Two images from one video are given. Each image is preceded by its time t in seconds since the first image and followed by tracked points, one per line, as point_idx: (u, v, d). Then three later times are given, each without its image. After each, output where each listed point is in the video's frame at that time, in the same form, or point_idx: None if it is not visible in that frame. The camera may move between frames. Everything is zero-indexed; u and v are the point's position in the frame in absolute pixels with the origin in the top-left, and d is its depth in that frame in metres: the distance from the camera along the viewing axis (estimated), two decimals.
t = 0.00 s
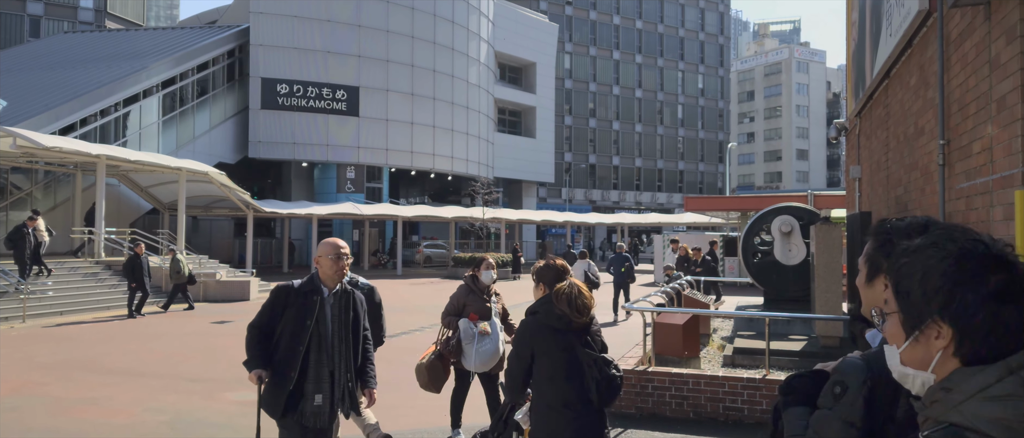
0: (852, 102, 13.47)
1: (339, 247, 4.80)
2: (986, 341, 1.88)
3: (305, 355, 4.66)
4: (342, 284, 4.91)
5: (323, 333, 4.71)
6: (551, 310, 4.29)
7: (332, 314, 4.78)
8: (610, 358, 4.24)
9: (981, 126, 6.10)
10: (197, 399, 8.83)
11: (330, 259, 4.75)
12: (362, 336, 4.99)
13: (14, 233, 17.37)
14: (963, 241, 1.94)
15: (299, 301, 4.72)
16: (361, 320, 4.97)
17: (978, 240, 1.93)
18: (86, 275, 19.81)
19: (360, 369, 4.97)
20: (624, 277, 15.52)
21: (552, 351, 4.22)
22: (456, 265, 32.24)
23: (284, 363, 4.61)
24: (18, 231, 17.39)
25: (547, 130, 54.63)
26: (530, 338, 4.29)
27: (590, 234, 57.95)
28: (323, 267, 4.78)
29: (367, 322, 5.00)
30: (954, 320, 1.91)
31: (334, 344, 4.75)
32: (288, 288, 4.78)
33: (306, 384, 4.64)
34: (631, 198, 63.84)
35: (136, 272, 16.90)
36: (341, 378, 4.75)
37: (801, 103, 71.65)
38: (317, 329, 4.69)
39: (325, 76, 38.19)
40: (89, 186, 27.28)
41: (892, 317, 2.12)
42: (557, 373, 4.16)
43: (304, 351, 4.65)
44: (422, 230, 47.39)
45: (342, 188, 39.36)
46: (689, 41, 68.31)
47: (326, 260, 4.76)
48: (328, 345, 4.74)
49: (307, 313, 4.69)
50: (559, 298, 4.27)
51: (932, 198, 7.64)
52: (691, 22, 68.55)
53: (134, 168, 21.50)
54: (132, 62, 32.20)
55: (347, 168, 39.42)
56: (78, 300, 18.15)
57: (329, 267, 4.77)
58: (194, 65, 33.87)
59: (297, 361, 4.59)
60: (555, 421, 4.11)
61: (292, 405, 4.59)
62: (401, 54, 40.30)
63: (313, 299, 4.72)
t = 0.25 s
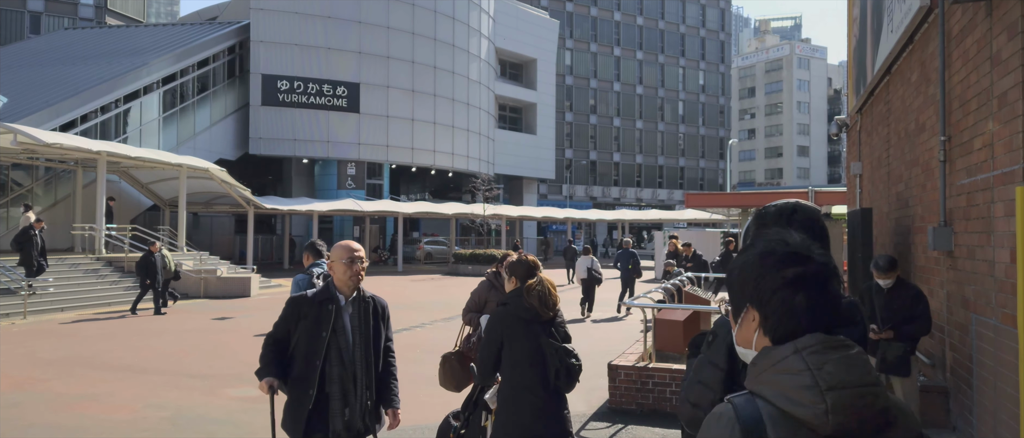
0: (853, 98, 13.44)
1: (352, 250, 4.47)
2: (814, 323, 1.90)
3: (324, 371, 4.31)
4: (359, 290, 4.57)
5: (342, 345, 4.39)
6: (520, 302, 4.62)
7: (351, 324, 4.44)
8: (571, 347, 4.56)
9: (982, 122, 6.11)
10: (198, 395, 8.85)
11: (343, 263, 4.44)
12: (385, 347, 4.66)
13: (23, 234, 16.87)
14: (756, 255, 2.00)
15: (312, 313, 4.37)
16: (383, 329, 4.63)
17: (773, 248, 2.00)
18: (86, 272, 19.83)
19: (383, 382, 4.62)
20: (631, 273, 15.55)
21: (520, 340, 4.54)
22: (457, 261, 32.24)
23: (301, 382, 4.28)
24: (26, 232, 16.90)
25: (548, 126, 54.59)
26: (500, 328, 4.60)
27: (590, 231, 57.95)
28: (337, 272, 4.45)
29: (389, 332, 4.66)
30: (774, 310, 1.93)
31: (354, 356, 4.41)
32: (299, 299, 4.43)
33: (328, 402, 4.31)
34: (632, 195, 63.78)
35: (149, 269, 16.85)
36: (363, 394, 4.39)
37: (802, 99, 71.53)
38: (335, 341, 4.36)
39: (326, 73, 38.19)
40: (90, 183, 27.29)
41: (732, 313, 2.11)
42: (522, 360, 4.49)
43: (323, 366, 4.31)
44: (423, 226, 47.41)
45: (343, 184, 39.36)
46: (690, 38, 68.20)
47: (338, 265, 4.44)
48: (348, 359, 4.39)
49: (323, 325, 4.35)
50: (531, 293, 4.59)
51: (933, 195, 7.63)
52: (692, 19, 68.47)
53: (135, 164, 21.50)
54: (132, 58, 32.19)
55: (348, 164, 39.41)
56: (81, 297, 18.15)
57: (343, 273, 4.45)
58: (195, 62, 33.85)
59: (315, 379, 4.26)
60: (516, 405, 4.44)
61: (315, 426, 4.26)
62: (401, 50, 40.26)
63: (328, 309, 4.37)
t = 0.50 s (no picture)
0: (853, 96, 13.43)
1: (375, 241, 4.53)
2: (715, 310, 2.24)
3: (344, 366, 4.32)
4: (381, 284, 4.62)
5: (363, 341, 4.40)
6: (485, 293, 4.74)
7: (370, 319, 4.47)
8: (533, 333, 4.69)
9: (983, 119, 6.10)
10: (199, 392, 8.87)
11: (366, 256, 4.49)
12: (405, 343, 4.69)
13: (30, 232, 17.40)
14: (669, 255, 2.33)
15: (333, 306, 4.40)
16: (402, 325, 4.67)
17: (682, 246, 2.34)
18: (86, 269, 19.84)
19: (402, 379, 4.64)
20: (637, 270, 15.52)
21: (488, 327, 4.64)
22: (457, 259, 32.24)
23: (320, 379, 4.26)
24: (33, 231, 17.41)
25: (548, 124, 54.56)
26: (469, 316, 4.69)
27: (590, 228, 57.92)
28: (359, 264, 4.51)
29: (409, 327, 4.70)
30: (685, 297, 2.28)
31: (374, 352, 4.44)
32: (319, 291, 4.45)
33: (348, 398, 4.30)
34: (632, 192, 63.75)
35: (161, 267, 17.01)
36: (382, 391, 4.41)
37: (802, 96, 71.47)
38: (356, 336, 4.39)
39: (326, 70, 38.16)
40: (89, 180, 27.30)
41: (660, 301, 2.47)
42: (487, 347, 4.57)
43: (342, 361, 4.31)
44: (424, 223, 47.40)
45: (343, 181, 39.35)
46: (691, 35, 68.03)
47: (361, 256, 4.50)
48: (368, 354, 4.42)
49: (344, 318, 4.38)
50: (497, 285, 4.73)
51: (933, 192, 7.62)
52: (692, 16, 68.39)
53: (135, 161, 21.49)
54: (132, 55, 32.17)
55: (348, 162, 39.39)
56: (82, 294, 18.20)
57: (366, 266, 4.50)
58: (195, 59, 33.83)
59: (335, 374, 4.25)
60: (486, 387, 4.49)
61: (331, 424, 4.23)
62: (402, 47, 40.22)
63: (348, 303, 4.40)
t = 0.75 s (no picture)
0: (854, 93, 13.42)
1: (415, 252, 3.97)
2: (686, 296, 2.37)
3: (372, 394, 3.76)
4: (416, 301, 4.05)
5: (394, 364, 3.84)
6: (456, 284, 5.19)
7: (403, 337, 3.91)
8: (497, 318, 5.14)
9: (983, 117, 6.10)
10: (201, 390, 8.89)
11: (403, 268, 3.92)
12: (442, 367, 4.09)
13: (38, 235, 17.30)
14: (656, 248, 2.47)
15: (363, 322, 3.84)
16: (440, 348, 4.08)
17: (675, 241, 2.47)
18: (88, 267, 19.85)
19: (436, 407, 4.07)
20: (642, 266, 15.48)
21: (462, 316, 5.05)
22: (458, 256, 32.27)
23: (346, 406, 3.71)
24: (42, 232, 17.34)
25: (548, 121, 54.54)
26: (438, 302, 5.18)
27: (591, 226, 57.92)
28: (396, 276, 3.95)
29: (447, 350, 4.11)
30: (663, 287, 2.40)
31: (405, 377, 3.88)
32: (348, 304, 3.92)
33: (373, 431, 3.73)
34: (633, 190, 63.78)
35: (175, 267, 16.89)
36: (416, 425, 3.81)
37: (803, 93, 71.47)
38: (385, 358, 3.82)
39: (326, 68, 38.15)
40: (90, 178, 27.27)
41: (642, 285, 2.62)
42: (457, 333, 4.98)
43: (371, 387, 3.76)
44: (425, 221, 47.43)
45: (343, 179, 39.42)
46: (692, 32, 67.72)
47: (399, 268, 3.94)
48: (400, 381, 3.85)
49: (375, 337, 3.82)
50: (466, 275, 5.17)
51: (934, 190, 7.62)
52: (693, 13, 68.34)
53: (136, 160, 21.48)
54: (132, 54, 32.14)
55: (349, 160, 39.44)
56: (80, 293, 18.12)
57: (403, 279, 3.93)
58: (195, 57, 33.80)
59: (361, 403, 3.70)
60: (461, 369, 4.88)
61: None
62: (402, 45, 40.19)
63: (379, 320, 3.84)
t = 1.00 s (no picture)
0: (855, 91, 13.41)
1: (455, 242, 3.70)
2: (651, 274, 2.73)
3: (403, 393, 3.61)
4: (455, 294, 3.83)
5: (429, 362, 3.67)
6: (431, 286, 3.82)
7: (438, 334, 3.72)
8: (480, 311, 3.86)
9: (985, 114, 6.10)
10: (202, 387, 8.90)
11: (443, 258, 3.67)
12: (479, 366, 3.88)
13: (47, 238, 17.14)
14: (623, 237, 2.84)
15: (398, 317, 3.67)
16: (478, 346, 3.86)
17: (640, 230, 2.84)
18: (89, 266, 19.86)
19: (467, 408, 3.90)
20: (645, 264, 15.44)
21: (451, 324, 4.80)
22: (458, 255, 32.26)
23: (374, 403, 3.59)
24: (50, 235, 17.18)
25: (549, 119, 54.52)
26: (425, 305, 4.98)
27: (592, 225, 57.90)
28: (435, 266, 3.70)
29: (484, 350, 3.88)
30: (635, 269, 2.75)
31: (441, 377, 3.68)
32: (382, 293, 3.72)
33: (406, 430, 3.59)
34: (633, 188, 63.75)
35: (188, 264, 16.84)
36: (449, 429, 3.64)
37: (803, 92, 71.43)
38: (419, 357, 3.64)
39: (327, 66, 38.15)
40: (91, 176, 27.24)
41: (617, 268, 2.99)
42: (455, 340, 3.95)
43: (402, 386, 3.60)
44: (425, 220, 47.41)
45: (344, 178, 39.46)
46: (692, 30, 67.82)
47: (438, 259, 3.68)
48: (434, 379, 3.67)
49: (409, 332, 3.64)
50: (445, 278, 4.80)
51: (936, 188, 7.62)
52: (694, 11, 68.26)
53: (136, 158, 21.47)
54: (132, 52, 32.12)
55: (349, 158, 39.44)
56: (80, 294, 18.02)
57: (441, 272, 3.69)
58: (196, 55, 33.76)
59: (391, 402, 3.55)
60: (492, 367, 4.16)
61: None
62: (403, 44, 40.17)
63: (415, 313, 3.65)
